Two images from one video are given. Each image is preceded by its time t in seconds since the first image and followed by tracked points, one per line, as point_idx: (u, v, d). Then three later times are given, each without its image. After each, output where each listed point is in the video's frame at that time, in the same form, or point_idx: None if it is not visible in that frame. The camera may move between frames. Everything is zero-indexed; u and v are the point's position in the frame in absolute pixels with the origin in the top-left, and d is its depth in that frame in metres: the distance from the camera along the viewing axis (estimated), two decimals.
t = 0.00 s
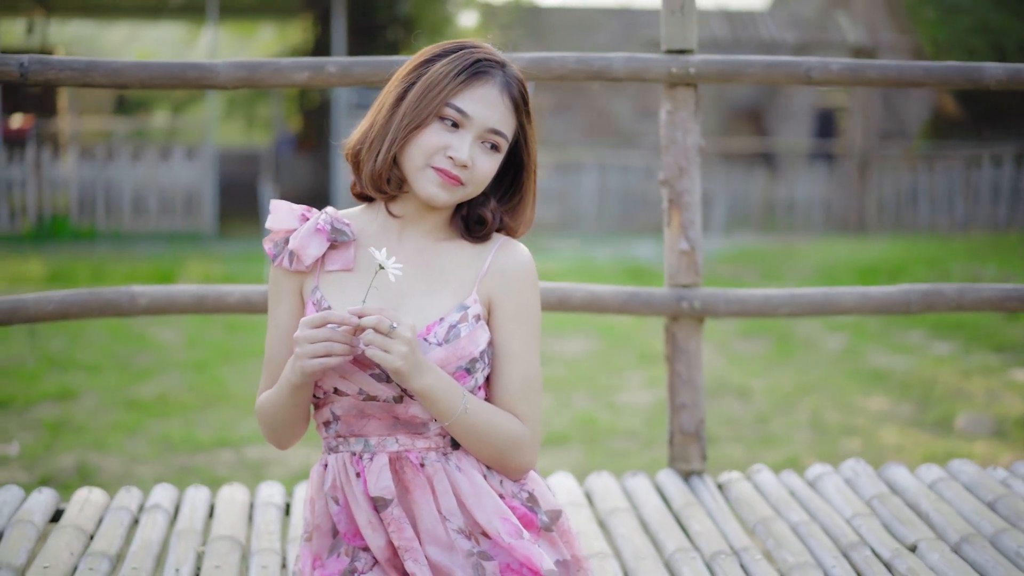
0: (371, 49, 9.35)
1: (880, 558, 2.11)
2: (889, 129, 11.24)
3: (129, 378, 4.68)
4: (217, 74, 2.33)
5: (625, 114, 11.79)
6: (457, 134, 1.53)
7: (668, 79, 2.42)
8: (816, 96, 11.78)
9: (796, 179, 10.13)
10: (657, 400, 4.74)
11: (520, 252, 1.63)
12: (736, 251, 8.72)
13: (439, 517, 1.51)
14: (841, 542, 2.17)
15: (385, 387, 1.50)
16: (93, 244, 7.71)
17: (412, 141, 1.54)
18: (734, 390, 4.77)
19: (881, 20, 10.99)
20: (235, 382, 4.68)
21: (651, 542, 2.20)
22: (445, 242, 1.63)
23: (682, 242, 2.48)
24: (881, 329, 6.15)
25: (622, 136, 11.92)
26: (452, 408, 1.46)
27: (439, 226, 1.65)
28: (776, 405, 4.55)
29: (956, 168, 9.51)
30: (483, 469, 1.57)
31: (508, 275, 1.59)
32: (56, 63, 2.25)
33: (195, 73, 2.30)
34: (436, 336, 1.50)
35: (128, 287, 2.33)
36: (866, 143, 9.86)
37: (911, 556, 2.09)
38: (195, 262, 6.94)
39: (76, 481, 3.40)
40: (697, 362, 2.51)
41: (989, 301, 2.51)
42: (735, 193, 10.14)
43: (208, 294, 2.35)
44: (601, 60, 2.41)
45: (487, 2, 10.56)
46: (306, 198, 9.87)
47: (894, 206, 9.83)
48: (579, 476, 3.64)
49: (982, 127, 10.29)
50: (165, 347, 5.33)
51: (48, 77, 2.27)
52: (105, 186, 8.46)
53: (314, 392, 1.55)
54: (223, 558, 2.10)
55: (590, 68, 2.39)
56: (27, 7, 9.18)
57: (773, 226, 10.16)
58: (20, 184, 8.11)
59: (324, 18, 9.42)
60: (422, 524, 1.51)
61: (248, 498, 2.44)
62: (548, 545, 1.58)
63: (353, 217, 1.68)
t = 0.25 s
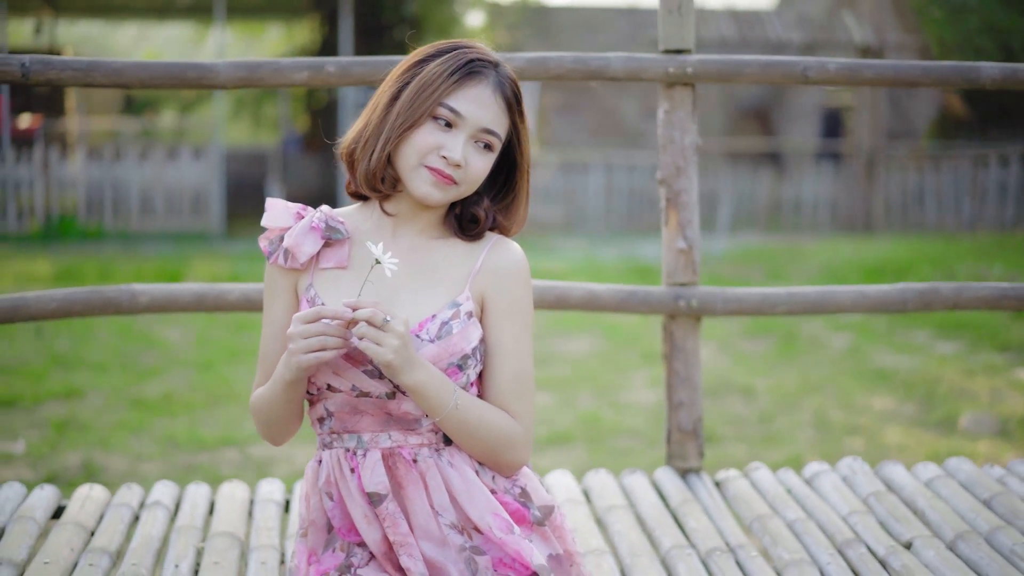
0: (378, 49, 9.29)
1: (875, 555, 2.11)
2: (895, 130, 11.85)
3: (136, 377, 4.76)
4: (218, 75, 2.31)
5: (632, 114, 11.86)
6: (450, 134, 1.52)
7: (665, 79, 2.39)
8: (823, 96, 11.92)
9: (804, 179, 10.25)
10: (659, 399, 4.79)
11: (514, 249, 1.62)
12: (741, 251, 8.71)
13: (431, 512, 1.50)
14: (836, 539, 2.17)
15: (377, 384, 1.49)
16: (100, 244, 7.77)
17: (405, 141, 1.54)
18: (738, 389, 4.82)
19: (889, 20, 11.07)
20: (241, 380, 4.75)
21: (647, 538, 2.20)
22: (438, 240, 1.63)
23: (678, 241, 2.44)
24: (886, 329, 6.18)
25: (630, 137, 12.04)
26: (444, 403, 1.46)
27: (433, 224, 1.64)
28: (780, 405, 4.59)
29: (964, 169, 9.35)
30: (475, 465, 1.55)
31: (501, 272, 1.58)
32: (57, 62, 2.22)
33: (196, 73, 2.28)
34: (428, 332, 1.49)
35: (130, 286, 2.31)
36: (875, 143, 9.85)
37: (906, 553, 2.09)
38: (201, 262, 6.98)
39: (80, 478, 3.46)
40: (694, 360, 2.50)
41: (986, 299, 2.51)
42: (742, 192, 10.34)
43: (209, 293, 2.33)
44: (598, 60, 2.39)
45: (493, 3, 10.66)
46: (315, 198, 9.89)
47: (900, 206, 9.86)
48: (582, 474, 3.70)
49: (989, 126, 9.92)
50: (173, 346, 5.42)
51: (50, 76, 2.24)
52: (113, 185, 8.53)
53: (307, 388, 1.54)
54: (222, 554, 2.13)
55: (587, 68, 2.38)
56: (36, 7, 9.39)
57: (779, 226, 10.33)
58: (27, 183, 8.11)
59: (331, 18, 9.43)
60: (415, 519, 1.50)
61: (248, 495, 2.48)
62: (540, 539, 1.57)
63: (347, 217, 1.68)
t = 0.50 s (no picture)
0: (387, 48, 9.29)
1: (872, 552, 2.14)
2: (904, 129, 11.88)
3: (144, 377, 4.84)
4: (219, 75, 2.32)
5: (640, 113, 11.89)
6: (445, 133, 1.53)
7: (664, 78, 2.42)
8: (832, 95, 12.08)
9: (813, 177, 10.33)
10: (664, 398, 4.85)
11: (510, 247, 1.64)
12: (748, 251, 8.71)
13: (425, 508, 1.52)
14: (833, 536, 2.20)
15: (374, 380, 1.51)
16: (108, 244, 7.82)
17: (401, 140, 1.55)
18: (744, 389, 4.88)
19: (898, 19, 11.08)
20: (249, 379, 4.82)
21: (645, 535, 2.24)
22: (432, 238, 1.64)
23: (677, 239, 2.47)
24: (893, 328, 6.22)
25: (638, 137, 12.08)
26: (439, 398, 1.47)
27: (429, 222, 1.66)
28: (786, 404, 4.64)
29: (971, 168, 9.25)
30: (470, 461, 1.57)
31: (497, 270, 1.60)
32: (60, 62, 2.23)
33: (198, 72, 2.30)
34: (424, 329, 1.51)
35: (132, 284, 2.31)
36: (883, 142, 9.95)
37: (902, 550, 2.12)
38: (211, 262, 7.02)
39: (87, 476, 3.52)
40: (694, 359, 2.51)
41: (981, 299, 2.54)
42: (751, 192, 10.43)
43: (210, 291, 2.33)
44: (597, 60, 2.42)
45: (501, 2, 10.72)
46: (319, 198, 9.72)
47: (909, 207, 9.91)
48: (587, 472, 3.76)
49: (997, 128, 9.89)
50: (181, 345, 5.49)
51: (53, 77, 2.25)
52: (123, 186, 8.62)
53: (304, 384, 1.55)
54: (222, 550, 2.15)
55: (586, 68, 2.41)
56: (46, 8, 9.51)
57: (787, 225, 10.40)
58: (37, 183, 8.19)
59: (340, 18, 9.41)
60: (409, 515, 1.52)
61: (250, 491, 2.50)
62: (536, 535, 1.58)
63: (344, 214, 1.69)
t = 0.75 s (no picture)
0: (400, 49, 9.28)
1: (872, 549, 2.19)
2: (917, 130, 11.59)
3: (156, 375, 4.93)
4: (225, 74, 2.38)
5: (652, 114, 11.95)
6: (445, 131, 1.58)
7: (666, 77, 2.47)
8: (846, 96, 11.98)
9: (826, 178, 10.08)
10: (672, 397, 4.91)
11: (511, 247, 1.68)
12: (760, 251, 8.58)
13: (427, 504, 1.57)
14: (834, 534, 2.24)
15: (377, 376, 1.55)
16: (122, 244, 7.91)
17: (401, 138, 1.59)
18: (755, 388, 4.93)
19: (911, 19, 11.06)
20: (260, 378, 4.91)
21: (647, 531, 2.28)
22: (438, 236, 1.68)
23: (680, 238, 2.52)
24: (905, 329, 6.25)
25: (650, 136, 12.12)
26: (442, 394, 1.51)
27: (431, 220, 1.69)
28: (796, 403, 4.69)
29: (986, 168, 9.31)
30: (472, 458, 1.62)
31: (500, 269, 1.64)
32: (66, 62, 2.29)
33: (202, 72, 2.36)
34: (426, 326, 1.55)
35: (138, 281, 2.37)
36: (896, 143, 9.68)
37: (902, 548, 2.17)
38: (223, 262, 7.06)
39: (98, 474, 3.61)
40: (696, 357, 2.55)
41: (984, 297, 2.58)
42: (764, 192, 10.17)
43: (216, 289, 2.37)
44: (600, 59, 2.47)
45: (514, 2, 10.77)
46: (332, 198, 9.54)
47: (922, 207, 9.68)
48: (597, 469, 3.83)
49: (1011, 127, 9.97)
50: (192, 344, 5.58)
51: (59, 76, 2.32)
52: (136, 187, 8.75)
53: (308, 380, 1.60)
54: (227, 546, 2.20)
55: (589, 67, 2.46)
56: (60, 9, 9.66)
57: (799, 226, 10.08)
58: (52, 183, 8.21)
59: (353, 18, 9.32)
60: (411, 511, 1.57)
61: (255, 488, 2.53)
62: (537, 531, 1.63)
63: (348, 213, 1.74)
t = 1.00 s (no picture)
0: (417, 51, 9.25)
1: (877, 545, 2.26)
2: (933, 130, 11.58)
3: (173, 373, 5.04)
4: (234, 73, 2.47)
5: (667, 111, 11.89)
6: (449, 128, 1.61)
7: (673, 76, 2.54)
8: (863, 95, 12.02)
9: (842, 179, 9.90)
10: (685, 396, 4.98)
11: (517, 243, 1.71)
12: (777, 250, 8.53)
13: (434, 498, 1.59)
14: (839, 529, 2.32)
15: (385, 371, 1.57)
16: (140, 243, 8.06)
17: (406, 136, 1.63)
18: (768, 387, 4.99)
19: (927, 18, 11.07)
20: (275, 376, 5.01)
21: (653, 527, 2.36)
22: (441, 233, 1.72)
23: (687, 236, 2.60)
24: (920, 327, 6.30)
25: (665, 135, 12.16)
26: (450, 389, 1.54)
27: (438, 218, 1.73)
28: (810, 402, 4.75)
29: (1003, 167, 9.41)
30: (480, 452, 1.64)
31: (507, 266, 1.67)
32: (78, 62, 2.37)
33: (213, 71, 2.44)
34: (435, 321, 1.58)
35: (150, 278, 2.46)
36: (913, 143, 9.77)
37: (906, 543, 2.24)
38: (239, 260, 7.17)
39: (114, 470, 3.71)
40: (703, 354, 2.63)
41: (991, 295, 2.62)
42: (779, 189, 9.98)
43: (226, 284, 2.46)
44: (607, 58, 2.53)
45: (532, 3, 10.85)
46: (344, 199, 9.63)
47: (939, 207, 9.64)
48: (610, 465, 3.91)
49: None
50: (209, 343, 5.69)
51: (70, 75, 2.40)
52: (154, 186, 8.84)
53: (317, 376, 1.63)
54: (235, 540, 2.27)
55: (596, 66, 2.52)
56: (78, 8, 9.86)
57: (814, 227, 9.93)
58: (70, 183, 8.40)
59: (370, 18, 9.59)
60: (419, 505, 1.58)
61: (264, 483, 2.62)
62: (543, 526, 1.66)
63: (355, 211, 1.77)
